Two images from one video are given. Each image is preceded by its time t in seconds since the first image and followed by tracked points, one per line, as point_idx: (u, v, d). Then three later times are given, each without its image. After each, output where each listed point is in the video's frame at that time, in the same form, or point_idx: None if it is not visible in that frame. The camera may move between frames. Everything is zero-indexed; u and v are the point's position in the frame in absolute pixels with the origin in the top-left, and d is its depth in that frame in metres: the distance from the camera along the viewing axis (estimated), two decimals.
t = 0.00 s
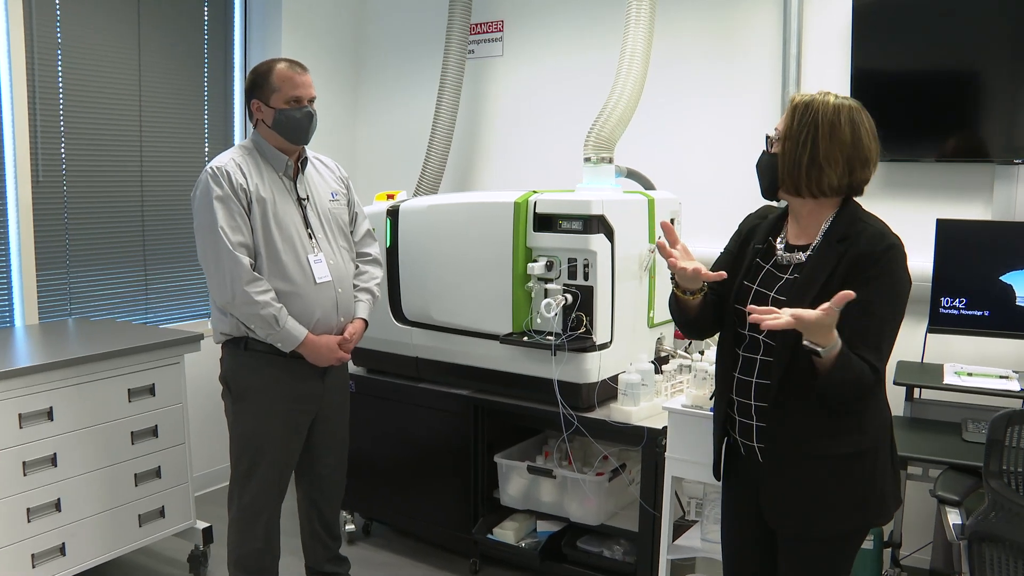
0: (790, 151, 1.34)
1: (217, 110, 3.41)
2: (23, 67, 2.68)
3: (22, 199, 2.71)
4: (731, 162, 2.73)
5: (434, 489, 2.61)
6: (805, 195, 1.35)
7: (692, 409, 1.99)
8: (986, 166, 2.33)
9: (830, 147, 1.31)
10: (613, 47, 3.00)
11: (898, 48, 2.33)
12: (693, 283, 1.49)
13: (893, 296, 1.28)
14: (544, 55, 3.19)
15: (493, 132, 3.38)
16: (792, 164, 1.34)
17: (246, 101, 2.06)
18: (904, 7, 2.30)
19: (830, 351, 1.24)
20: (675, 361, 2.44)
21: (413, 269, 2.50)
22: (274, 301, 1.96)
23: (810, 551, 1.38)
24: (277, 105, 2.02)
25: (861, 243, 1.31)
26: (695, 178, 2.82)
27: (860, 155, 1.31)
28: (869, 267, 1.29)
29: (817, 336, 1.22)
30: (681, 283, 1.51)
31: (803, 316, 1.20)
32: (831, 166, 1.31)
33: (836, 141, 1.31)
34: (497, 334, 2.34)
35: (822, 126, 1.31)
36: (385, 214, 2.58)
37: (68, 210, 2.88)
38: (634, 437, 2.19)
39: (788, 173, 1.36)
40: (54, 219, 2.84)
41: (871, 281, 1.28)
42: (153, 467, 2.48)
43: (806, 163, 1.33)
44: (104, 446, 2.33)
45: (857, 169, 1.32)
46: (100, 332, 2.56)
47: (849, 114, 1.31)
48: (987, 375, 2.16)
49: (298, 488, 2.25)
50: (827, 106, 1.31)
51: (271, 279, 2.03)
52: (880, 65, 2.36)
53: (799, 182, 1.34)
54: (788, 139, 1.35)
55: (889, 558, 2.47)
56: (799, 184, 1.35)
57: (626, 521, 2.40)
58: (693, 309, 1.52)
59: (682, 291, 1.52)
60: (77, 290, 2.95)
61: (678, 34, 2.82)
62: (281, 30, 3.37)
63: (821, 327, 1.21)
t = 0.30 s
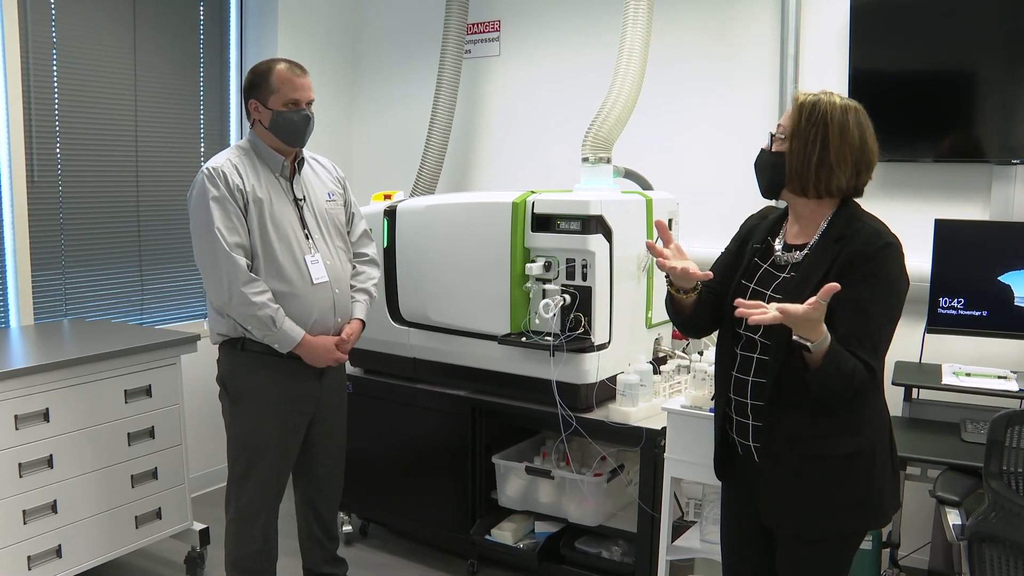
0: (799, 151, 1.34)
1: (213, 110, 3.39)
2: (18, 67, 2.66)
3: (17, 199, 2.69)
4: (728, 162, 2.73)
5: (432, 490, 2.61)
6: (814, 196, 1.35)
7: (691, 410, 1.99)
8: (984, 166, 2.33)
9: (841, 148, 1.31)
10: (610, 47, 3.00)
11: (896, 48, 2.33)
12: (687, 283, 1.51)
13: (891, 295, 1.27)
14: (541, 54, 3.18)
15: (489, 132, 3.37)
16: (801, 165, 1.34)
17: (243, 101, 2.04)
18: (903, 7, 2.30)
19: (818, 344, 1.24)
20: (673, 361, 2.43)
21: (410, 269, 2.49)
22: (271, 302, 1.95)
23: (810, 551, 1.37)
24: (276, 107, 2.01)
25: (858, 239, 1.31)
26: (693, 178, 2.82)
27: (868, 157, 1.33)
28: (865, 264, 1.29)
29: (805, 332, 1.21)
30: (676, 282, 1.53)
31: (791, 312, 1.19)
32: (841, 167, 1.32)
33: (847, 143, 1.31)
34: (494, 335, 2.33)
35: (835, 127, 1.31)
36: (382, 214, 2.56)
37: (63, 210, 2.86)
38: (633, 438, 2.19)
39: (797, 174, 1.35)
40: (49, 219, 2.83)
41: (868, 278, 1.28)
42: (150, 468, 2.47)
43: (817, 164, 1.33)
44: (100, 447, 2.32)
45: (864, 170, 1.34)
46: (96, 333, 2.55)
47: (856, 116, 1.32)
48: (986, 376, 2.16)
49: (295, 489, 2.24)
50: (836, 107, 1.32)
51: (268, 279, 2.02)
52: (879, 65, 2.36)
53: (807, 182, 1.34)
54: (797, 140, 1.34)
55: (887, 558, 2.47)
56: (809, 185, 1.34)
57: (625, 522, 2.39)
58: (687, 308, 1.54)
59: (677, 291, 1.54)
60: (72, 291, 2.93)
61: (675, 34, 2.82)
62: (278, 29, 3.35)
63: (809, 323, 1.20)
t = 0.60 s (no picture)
0: (803, 152, 1.35)
1: (212, 110, 3.39)
2: (16, 67, 2.66)
3: (15, 199, 2.69)
4: (728, 162, 2.73)
5: (431, 490, 2.60)
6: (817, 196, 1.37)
7: (691, 410, 1.98)
8: (984, 166, 2.33)
9: (844, 148, 1.33)
10: (609, 47, 2.99)
11: (895, 48, 2.33)
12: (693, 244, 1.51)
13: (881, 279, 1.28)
14: (540, 54, 3.18)
15: (489, 132, 3.37)
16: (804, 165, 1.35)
17: (241, 100, 2.04)
18: (902, 7, 2.30)
19: (819, 276, 1.23)
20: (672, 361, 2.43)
21: (409, 269, 2.49)
22: (270, 302, 1.94)
23: (803, 547, 1.37)
24: (274, 105, 2.01)
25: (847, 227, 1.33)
26: (693, 178, 2.82)
27: (869, 155, 1.35)
28: (855, 247, 1.31)
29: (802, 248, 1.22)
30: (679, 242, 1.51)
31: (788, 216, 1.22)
32: (845, 166, 1.34)
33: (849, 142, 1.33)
34: (494, 335, 2.33)
35: (836, 127, 1.32)
36: (382, 214, 2.56)
37: (61, 210, 2.86)
38: (633, 438, 2.18)
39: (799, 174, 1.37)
40: (47, 219, 2.82)
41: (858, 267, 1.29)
42: (149, 469, 2.46)
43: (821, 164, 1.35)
44: (99, 448, 2.32)
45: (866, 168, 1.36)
46: (95, 333, 2.54)
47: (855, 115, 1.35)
48: (986, 376, 2.16)
49: (295, 490, 2.23)
50: (837, 106, 1.33)
51: (267, 279, 2.02)
52: (878, 66, 2.36)
53: (810, 182, 1.36)
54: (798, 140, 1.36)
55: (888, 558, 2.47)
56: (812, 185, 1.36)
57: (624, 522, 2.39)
58: (682, 271, 1.53)
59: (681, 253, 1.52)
60: (71, 291, 2.92)
61: (675, 34, 2.81)
62: (276, 30, 3.35)
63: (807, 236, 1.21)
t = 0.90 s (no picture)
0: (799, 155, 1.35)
1: (211, 110, 3.38)
2: (15, 67, 2.65)
3: (15, 199, 2.68)
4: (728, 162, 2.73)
5: (430, 491, 2.60)
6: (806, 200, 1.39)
7: (691, 410, 1.98)
8: (984, 166, 2.33)
9: (839, 153, 1.34)
10: (609, 48, 2.99)
11: (895, 48, 2.33)
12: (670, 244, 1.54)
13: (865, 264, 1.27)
14: (540, 55, 3.18)
15: (488, 132, 3.37)
16: (798, 166, 1.35)
17: (241, 100, 2.04)
18: (902, 8, 2.30)
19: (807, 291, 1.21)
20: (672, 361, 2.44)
21: (409, 269, 2.49)
22: (269, 302, 1.94)
23: (798, 541, 1.36)
24: (274, 107, 2.01)
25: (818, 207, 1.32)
26: (693, 178, 2.82)
27: (859, 162, 1.37)
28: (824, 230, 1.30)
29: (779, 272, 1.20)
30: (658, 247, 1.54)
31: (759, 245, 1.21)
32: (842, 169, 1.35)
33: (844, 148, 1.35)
34: (494, 336, 2.33)
35: (831, 132, 1.33)
36: (381, 214, 2.56)
37: (60, 210, 2.85)
38: (633, 438, 2.18)
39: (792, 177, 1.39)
40: (47, 220, 2.82)
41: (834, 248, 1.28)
42: (148, 469, 2.46)
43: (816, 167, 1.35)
44: (99, 449, 2.31)
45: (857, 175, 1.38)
46: (94, 334, 2.54)
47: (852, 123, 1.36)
48: (985, 376, 2.16)
49: (294, 490, 2.23)
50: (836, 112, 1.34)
51: (266, 279, 2.02)
52: (878, 66, 2.36)
53: (812, 185, 1.36)
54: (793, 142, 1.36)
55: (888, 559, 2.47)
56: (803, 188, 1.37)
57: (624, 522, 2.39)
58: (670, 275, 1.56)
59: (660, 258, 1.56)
60: (70, 291, 2.92)
61: (674, 34, 2.81)
62: (276, 30, 3.35)
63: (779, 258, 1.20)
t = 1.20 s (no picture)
0: (770, 151, 1.36)
1: (210, 110, 3.38)
2: (15, 67, 2.65)
3: (14, 200, 2.68)
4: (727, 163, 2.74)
5: (428, 491, 2.60)
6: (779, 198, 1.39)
7: (690, 411, 1.98)
8: (983, 166, 2.33)
9: (811, 151, 1.34)
10: (608, 48, 2.99)
11: (894, 48, 2.33)
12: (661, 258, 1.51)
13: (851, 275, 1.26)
14: (540, 55, 3.18)
15: (487, 132, 3.37)
16: (768, 164, 1.36)
17: (240, 100, 2.04)
18: (902, 8, 2.30)
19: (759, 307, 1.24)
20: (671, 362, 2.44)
21: (408, 270, 2.49)
22: (269, 301, 1.94)
23: (797, 541, 1.36)
24: (273, 105, 2.01)
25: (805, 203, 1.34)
26: (693, 178, 2.82)
27: (834, 158, 1.35)
28: (808, 237, 1.29)
29: (736, 291, 1.23)
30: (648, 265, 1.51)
31: (715, 264, 1.22)
32: (815, 167, 1.34)
33: (819, 145, 1.34)
34: (493, 335, 2.33)
35: (804, 130, 1.33)
36: (380, 214, 2.56)
37: (60, 210, 2.85)
38: (633, 439, 2.18)
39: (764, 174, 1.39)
40: (46, 220, 2.82)
41: (816, 241, 1.28)
42: (148, 469, 2.46)
43: (787, 164, 1.35)
44: (98, 449, 2.31)
45: (833, 174, 1.36)
46: (93, 334, 2.54)
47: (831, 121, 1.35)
48: (984, 376, 2.16)
49: (294, 491, 2.23)
50: (812, 109, 1.34)
51: (266, 279, 2.02)
52: (877, 66, 2.36)
53: (781, 183, 1.36)
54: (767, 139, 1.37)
55: (887, 559, 2.47)
56: (774, 185, 1.37)
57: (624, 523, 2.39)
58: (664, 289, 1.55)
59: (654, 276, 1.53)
60: (70, 292, 2.92)
61: (674, 35, 2.82)
62: (275, 30, 3.35)
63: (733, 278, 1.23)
